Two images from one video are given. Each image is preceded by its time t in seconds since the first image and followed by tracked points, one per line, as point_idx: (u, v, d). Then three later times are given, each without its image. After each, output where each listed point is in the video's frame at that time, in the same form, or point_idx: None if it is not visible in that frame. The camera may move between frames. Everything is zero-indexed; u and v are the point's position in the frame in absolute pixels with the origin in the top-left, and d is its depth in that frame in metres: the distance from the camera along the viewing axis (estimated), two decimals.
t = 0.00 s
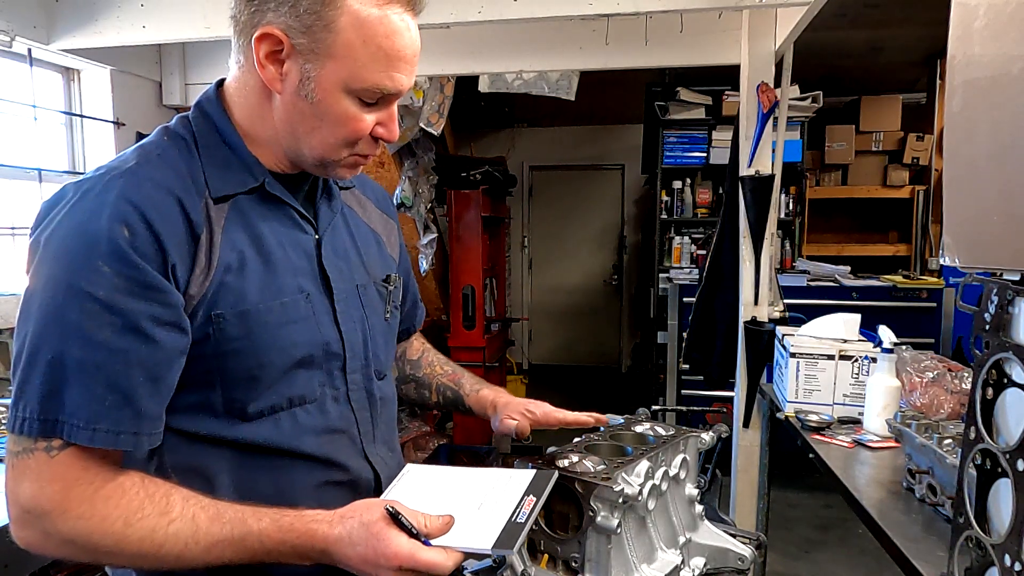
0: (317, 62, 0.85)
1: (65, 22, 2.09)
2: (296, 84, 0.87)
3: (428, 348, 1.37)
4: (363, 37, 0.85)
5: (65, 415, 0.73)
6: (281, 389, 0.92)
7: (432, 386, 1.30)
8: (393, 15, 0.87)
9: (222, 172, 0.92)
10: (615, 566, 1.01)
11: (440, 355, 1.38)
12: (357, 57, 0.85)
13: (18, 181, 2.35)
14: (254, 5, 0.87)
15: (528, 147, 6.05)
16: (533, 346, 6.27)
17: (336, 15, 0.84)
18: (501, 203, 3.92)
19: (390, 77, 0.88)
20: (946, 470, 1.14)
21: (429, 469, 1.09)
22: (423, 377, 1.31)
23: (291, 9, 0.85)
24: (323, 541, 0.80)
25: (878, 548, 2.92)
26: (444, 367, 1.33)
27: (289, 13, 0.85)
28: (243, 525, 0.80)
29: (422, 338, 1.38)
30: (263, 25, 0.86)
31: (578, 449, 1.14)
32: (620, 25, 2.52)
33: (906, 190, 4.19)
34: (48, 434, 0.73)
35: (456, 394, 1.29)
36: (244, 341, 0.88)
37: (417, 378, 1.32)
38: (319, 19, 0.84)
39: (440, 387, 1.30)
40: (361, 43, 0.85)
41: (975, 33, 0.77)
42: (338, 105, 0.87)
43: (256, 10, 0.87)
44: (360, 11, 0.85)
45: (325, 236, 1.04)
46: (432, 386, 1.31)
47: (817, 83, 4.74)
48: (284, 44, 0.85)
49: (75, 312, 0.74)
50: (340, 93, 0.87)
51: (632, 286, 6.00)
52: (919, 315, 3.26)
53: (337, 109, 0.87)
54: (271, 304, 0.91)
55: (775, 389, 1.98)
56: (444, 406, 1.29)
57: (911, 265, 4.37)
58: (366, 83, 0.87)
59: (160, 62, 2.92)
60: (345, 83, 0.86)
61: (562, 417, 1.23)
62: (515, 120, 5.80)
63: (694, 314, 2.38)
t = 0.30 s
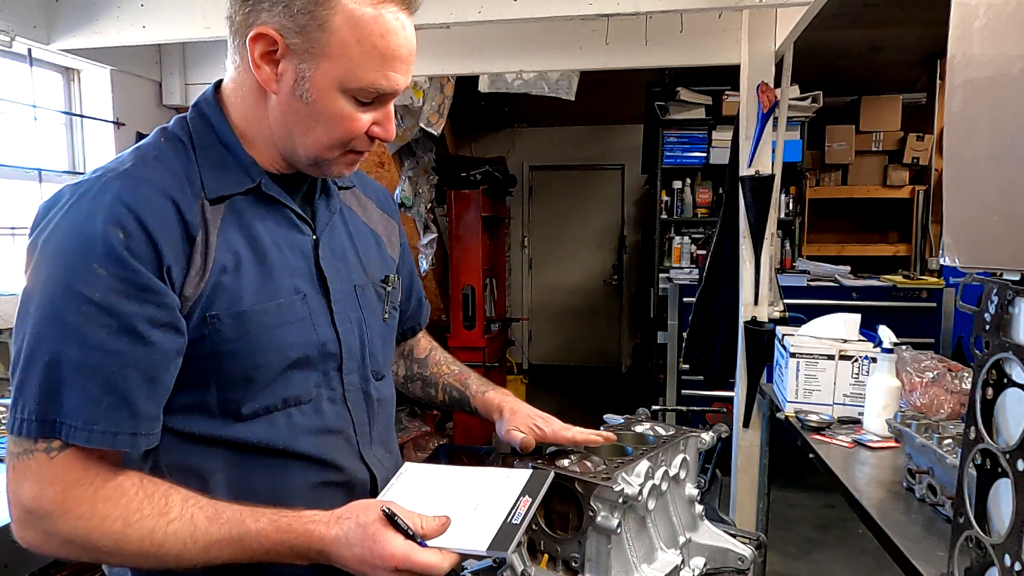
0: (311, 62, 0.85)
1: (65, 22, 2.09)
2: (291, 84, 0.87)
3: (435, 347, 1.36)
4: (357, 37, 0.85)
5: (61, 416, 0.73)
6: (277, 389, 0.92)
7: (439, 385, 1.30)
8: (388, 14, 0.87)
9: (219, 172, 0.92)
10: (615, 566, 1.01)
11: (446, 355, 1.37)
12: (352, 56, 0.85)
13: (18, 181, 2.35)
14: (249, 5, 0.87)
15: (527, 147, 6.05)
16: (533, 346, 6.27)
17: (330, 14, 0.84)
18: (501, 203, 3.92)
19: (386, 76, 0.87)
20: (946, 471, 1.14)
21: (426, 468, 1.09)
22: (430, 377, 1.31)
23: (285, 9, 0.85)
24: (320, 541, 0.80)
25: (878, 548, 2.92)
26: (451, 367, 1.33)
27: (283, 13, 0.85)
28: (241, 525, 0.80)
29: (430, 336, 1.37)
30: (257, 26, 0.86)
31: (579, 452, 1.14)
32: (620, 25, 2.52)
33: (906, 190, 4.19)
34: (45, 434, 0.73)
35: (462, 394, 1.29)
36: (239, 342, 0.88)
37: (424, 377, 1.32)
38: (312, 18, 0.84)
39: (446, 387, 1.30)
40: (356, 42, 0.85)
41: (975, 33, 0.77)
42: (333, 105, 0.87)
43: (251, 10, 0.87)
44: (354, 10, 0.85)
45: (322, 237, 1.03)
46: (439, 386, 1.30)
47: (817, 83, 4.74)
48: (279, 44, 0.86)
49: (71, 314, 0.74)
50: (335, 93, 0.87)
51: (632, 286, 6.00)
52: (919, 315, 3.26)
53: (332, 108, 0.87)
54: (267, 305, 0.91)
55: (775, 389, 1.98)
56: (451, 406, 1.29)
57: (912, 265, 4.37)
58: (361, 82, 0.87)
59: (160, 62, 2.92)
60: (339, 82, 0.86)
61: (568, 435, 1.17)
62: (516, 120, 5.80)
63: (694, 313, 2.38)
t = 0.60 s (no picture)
0: (299, 60, 0.85)
1: (65, 22, 2.09)
2: (281, 83, 0.87)
3: (438, 348, 1.37)
4: (344, 32, 0.84)
5: (54, 421, 0.73)
6: (272, 391, 0.92)
7: (443, 387, 1.30)
8: (376, 9, 0.86)
9: (211, 175, 0.92)
10: (615, 566, 1.01)
11: (450, 355, 1.37)
12: (339, 52, 0.85)
13: (18, 181, 2.34)
14: (236, 6, 0.88)
15: (528, 147, 6.05)
16: (533, 346, 6.27)
17: (315, 11, 0.84)
18: (501, 203, 3.92)
19: (375, 72, 0.87)
20: (946, 470, 1.14)
21: (423, 470, 1.09)
22: (434, 378, 1.31)
23: (270, 8, 0.85)
24: (320, 544, 0.80)
25: (878, 548, 2.92)
26: (455, 369, 1.33)
27: (269, 11, 0.85)
28: (242, 529, 0.80)
29: (433, 337, 1.37)
30: (245, 25, 0.86)
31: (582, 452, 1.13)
32: (620, 25, 2.52)
33: (906, 190, 4.19)
34: (39, 440, 0.73)
35: (467, 397, 1.29)
36: (233, 345, 0.88)
37: (429, 379, 1.32)
38: (299, 16, 0.84)
39: (450, 389, 1.30)
40: (342, 38, 0.85)
41: (975, 33, 0.77)
42: (323, 103, 0.87)
43: (239, 10, 0.87)
44: (341, 6, 0.84)
45: (318, 239, 1.03)
46: (445, 389, 1.30)
47: (817, 83, 4.74)
48: (266, 43, 0.86)
49: (63, 319, 0.74)
50: (324, 90, 0.86)
51: (632, 286, 6.00)
52: (919, 315, 3.26)
53: (322, 107, 0.87)
54: (260, 308, 0.91)
55: (775, 389, 1.98)
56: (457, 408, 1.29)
57: (911, 265, 4.37)
58: (350, 79, 0.86)
59: (160, 62, 2.92)
60: (328, 79, 0.86)
61: (572, 440, 1.14)
62: (516, 120, 5.80)
63: (693, 313, 2.38)
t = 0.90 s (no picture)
0: (297, 61, 0.85)
1: (65, 22, 2.09)
2: (278, 84, 0.86)
3: (433, 350, 1.37)
4: (342, 33, 0.84)
5: (50, 426, 0.73)
6: (268, 393, 0.92)
7: (437, 389, 1.30)
8: (374, 10, 0.86)
9: (207, 179, 0.92)
10: (615, 566, 1.01)
11: (445, 357, 1.37)
12: (337, 53, 0.85)
13: (18, 181, 2.34)
14: (234, 6, 0.87)
15: (528, 147, 6.05)
16: (533, 346, 6.27)
17: (313, 12, 0.84)
18: (501, 203, 3.92)
19: (373, 73, 0.87)
20: (946, 471, 1.14)
21: (418, 463, 1.09)
22: (428, 380, 1.31)
23: (268, 9, 0.85)
24: (319, 539, 0.80)
25: (878, 548, 2.92)
26: (450, 371, 1.33)
27: (266, 12, 0.85)
28: (242, 526, 0.80)
29: (427, 338, 1.37)
30: (242, 26, 0.86)
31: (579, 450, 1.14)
32: (620, 25, 2.52)
33: (906, 190, 4.19)
34: (35, 444, 0.73)
35: (462, 399, 1.29)
36: (228, 348, 0.88)
37: (423, 381, 1.32)
38: (296, 17, 0.84)
39: (445, 391, 1.30)
40: (340, 39, 0.85)
41: (975, 34, 0.77)
42: (321, 103, 0.87)
43: (236, 11, 0.87)
44: (339, 6, 0.84)
45: (313, 241, 1.03)
46: (438, 391, 1.30)
47: (817, 83, 4.74)
48: (264, 44, 0.86)
49: (59, 324, 0.74)
50: (322, 91, 0.86)
51: (632, 286, 6.00)
52: (919, 315, 3.26)
53: (320, 107, 0.87)
54: (255, 311, 0.91)
55: (775, 389, 1.98)
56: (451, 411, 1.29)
57: (911, 265, 4.37)
58: (348, 80, 0.86)
59: (160, 62, 2.92)
60: (326, 81, 0.86)
61: (564, 443, 1.12)
62: (515, 120, 5.80)
63: (693, 314, 2.38)
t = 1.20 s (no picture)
0: (293, 63, 0.85)
1: (65, 22, 2.09)
2: (274, 85, 0.86)
3: (430, 352, 1.37)
4: (338, 35, 0.84)
5: (49, 426, 0.73)
6: (266, 394, 0.92)
7: (433, 392, 1.30)
8: (371, 13, 0.86)
9: (205, 180, 0.92)
10: (615, 566, 1.01)
11: (442, 359, 1.37)
12: (334, 56, 0.85)
13: (18, 181, 2.34)
14: (231, 7, 0.87)
15: (527, 147, 6.05)
16: (533, 346, 6.27)
17: (309, 14, 0.84)
18: (501, 203, 3.92)
19: (369, 75, 0.87)
20: (946, 471, 1.14)
21: (418, 463, 1.09)
22: (425, 383, 1.31)
23: (264, 10, 0.85)
24: (319, 538, 0.80)
25: (878, 548, 2.92)
26: (446, 374, 1.33)
27: (263, 14, 0.85)
28: (242, 526, 0.80)
29: (424, 341, 1.37)
30: (239, 27, 0.86)
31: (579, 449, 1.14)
32: (620, 25, 2.52)
33: (906, 190, 4.19)
34: (35, 445, 0.73)
35: (457, 402, 1.29)
36: (227, 349, 0.88)
37: (420, 384, 1.32)
38: (292, 19, 0.84)
39: (441, 395, 1.30)
40: (337, 41, 0.84)
41: (975, 34, 0.77)
42: (316, 105, 0.87)
43: (233, 11, 0.87)
44: (335, 9, 0.84)
45: (311, 241, 1.03)
46: (434, 394, 1.30)
47: (817, 83, 4.74)
48: (260, 46, 0.86)
49: (59, 326, 0.74)
50: (318, 93, 0.86)
51: (632, 286, 6.00)
52: (919, 316, 3.26)
53: (315, 109, 0.87)
54: (253, 312, 0.91)
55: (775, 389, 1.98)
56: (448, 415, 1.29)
57: (912, 265, 4.37)
58: (344, 82, 0.86)
59: (160, 62, 2.92)
60: (322, 82, 0.86)
61: (562, 444, 1.12)
62: (516, 120, 5.80)
63: (693, 314, 2.38)
